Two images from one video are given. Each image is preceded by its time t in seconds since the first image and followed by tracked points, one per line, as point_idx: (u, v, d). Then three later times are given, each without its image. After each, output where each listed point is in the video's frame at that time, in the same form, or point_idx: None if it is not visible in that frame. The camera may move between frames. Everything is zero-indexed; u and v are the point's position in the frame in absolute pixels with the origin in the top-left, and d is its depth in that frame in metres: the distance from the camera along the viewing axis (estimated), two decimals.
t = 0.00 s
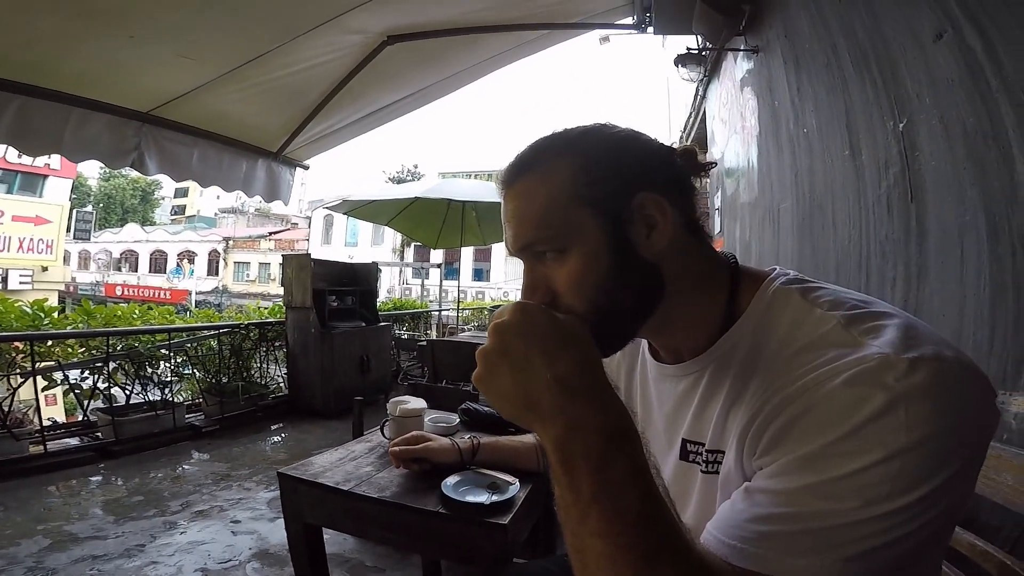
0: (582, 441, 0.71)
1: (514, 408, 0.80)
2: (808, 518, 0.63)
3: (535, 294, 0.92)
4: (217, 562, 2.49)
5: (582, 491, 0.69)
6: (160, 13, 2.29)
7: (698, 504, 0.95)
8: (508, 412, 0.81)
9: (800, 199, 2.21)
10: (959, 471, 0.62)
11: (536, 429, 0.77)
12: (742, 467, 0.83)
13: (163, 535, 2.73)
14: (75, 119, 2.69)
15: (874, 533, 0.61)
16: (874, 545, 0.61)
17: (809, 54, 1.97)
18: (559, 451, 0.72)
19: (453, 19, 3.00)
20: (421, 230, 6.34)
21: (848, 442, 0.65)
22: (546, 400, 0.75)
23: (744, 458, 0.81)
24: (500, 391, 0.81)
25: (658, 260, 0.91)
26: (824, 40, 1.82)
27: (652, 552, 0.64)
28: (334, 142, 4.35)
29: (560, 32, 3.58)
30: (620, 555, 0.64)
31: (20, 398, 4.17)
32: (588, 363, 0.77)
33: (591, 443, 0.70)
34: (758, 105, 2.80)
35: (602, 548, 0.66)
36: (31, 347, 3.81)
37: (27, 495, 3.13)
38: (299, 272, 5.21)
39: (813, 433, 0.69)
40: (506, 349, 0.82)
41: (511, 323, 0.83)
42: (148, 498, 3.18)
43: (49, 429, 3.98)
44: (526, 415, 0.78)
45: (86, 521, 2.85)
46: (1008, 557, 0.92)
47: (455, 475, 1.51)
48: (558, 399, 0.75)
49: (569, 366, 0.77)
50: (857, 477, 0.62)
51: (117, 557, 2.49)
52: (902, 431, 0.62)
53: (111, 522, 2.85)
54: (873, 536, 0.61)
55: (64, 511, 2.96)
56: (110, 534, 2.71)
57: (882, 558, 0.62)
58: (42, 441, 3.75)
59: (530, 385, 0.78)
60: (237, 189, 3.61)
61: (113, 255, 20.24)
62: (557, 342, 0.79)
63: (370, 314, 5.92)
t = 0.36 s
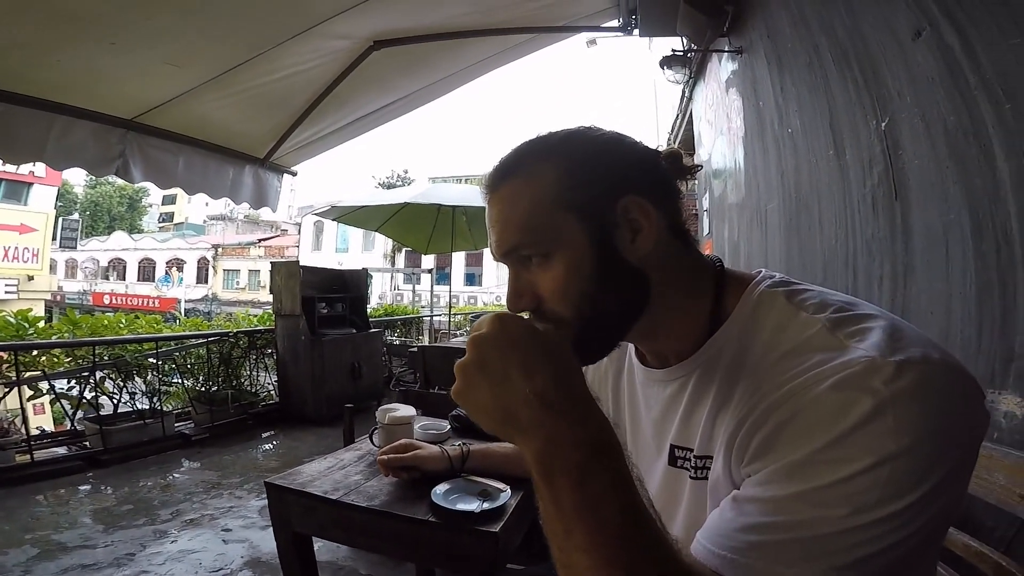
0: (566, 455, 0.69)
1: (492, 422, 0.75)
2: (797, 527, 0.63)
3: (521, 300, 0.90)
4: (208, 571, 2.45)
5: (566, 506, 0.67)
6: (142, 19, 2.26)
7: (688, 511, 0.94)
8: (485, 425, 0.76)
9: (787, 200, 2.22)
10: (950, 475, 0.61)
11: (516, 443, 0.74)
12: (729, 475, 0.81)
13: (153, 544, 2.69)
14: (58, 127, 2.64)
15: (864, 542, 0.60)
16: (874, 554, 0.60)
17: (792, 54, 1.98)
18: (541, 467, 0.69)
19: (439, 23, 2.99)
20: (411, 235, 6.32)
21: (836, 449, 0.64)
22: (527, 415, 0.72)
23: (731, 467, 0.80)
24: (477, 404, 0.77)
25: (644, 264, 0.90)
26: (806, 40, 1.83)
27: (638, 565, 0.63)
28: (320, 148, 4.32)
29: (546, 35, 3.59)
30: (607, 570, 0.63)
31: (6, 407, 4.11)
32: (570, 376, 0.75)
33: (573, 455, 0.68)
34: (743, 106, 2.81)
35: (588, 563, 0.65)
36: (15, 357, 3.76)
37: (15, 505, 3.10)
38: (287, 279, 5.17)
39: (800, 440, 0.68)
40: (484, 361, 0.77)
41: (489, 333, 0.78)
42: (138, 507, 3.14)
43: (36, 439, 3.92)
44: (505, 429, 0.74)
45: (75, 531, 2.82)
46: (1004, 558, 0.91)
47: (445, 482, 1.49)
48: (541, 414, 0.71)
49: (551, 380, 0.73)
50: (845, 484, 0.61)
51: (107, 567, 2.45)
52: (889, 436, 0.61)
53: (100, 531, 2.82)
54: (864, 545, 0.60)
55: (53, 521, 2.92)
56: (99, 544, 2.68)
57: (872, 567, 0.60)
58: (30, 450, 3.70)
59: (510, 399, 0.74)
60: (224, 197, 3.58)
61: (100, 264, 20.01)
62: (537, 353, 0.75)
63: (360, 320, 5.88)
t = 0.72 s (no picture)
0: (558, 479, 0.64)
1: (475, 455, 0.69)
2: (814, 526, 0.61)
3: (522, 289, 0.89)
4: None
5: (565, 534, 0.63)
6: (129, 23, 2.24)
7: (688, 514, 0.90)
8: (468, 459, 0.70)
9: (777, 202, 2.23)
10: (961, 465, 0.61)
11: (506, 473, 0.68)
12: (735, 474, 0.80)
13: (143, 550, 2.65)
14: (45, 131, 2.61)
15: (880, 539, 0.59)
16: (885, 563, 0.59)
17: (781, 57, 1.99)
18: (535, 498, 0.65)
19: (431, 27, 2.99)
20: (403, 240, 6.29)
21: (847, 444, 0.63)
22: (512, 445, 0.66)
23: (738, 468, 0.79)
24: (456, 439, 0.70)
25: (648, 258, 0.90)
26: (795, 42, 1.85)
27: None
28: (311, 153, 4.29)
29: (538, 38, 3.60)
30: None
31: None
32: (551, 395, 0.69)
33: (569, 482, 0.64)
34: (733, 110, 2.83)
35: None
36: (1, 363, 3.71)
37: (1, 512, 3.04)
38: (279, 284, 5.13)
39: (809, 437, 0.67)
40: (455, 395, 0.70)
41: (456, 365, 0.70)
42: (127, 513, 3.09)
43: (23, 445, 3.86)
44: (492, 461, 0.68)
45: (63, 536, 2.77)
46: (998, 560, 0.91)
47: (437, 488, 1.48)
48: (527, 444, 0.65)
49: (529, 404, 0.66)
50: (858, 480, 0.60)
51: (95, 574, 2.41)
52: (899, 429, 0.60)
53: (89, 537, 2.77)
54: (879, 543, 0.59)
55: (40, 527, 2.87)
56: (88, 550, 2.64)
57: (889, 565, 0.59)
58: (16, 457, 3.64)
59: (491, 432, 0.67)
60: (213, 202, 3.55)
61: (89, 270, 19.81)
62: (514, 376, 0.68)
63: (352, 325, 5.84)
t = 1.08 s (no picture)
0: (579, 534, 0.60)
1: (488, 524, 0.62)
2: (844, 532, 0.60)
3: (543, 263, 0.86)
4: None
5: None
6: (122, 22, 2.23)
7: (694, 516, 0.85)
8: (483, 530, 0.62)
9: (773, 204, 2.23)
10: (982, 461, 0.60)
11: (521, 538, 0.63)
12: (752, 473, 0.77)
13: (135, 549, 2.63)
14: (37, 131, 2.59)
15: (909, 542, 0.58)
16: (893, 568, 0.58)
17: (779, 59, 2.00)
18: (562, 551, 0.60)
19: (427, 28, 2.99)
20: (399, 241, 6.27)
21: (874, 445, 0.60)
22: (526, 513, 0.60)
23: (756, 470, 0.76)
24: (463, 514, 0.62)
25: (671, 243, 0.89)
26: (792, 45, 1.85)
27: None
28: (305, 154, 4.27)
29: (535, 40, 3.60)
30: None
31: None
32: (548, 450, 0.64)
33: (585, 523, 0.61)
34: (730, 112, 2.84)
35: None
36: None
37: None
38: (273, 284, 5.11)
39: (833, 439, 0.65)
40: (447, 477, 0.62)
41: (438, 444, 0.63)
42: (119, 513, 3.06)
43: (15, 445, 3.83)
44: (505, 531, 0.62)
45: (55, 536, 2.74)
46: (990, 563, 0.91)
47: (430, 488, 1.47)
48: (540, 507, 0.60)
49: (531, 467, 0.62)
50: (887, 481, 0.59)
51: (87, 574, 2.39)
52: (923, 429, 0.59)
53: (81, 537, 2.75)
54: (908, 547, 0.58)
55: (31, 527, 2.84)
56: (79, 550, 2.62)
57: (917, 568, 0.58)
58: (8, 457, 3.61)
59: (499, 504, 0.61)
60: (207, 202, 3.53)
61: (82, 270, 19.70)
62: (498, 434, 0.64)
63: (347, 326, 5.82)
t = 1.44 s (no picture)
0: None
1: None
2: (866, 538, 0.60)
3: (552, 255, 0.87)
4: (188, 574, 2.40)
5: None
6: (121, 20, 2.22)
7: (696, 513, 0.85)
8: None
9: (772, 204, 2.24)
10: (998, 459, 0.60)
11: None
12: (762, 473, 0.77)
13: (132, 546, 2.63)
14: (35, 129, 2.58)
15: (929, 548, 0.57)
16: (899, 568, 0.58)
17: (779, 59, 2.00)
18: None
19: (426, 27, 2.98)
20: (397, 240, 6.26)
21: (894, 447, 0.60)
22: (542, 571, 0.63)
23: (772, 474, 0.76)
24: None
25: (677, 239, 0.89)
26: (793, 44, 1.86)
27: None
28: (303, 152, 4.26)
29: (535, 39, 3.60)
30: None
31: None
32: (551, 509, 0.68)
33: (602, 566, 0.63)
34: (730, 111, 2.84)
35: None
36: None
37: None
38: (271, 282, 5.10)
39: (849, 443, 0.64)
40: (460, 548, 0.65)
41: (447, 518, 0.66)
42: (116, 511, 3.06)
43: (12, 443, 3.83)
44: None
45: (52, 534, 2.74)
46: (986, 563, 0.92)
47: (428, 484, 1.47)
48: (553, 563, 0.63)
49: (538, 527, 0.65)
50: (908, 483, 0.58)
51: (83, 570, 2.39)
52: (941, 430, 0.58)
53: (78, 534, 2.74)
54: (929, 553, 0.57)
55: (29, 524, 2.84)
56: (76, 547, 2.61)
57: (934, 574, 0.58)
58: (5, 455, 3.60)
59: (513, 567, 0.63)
60: (206, 200, 3.52)
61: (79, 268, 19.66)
62: (508, 498, 0.67)
63: (345, 325, 5.82)
